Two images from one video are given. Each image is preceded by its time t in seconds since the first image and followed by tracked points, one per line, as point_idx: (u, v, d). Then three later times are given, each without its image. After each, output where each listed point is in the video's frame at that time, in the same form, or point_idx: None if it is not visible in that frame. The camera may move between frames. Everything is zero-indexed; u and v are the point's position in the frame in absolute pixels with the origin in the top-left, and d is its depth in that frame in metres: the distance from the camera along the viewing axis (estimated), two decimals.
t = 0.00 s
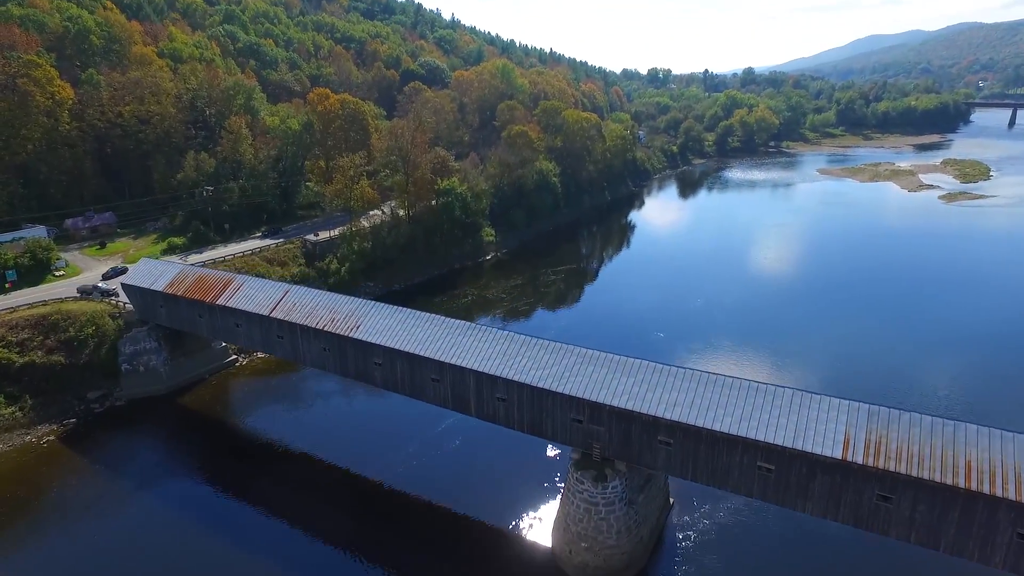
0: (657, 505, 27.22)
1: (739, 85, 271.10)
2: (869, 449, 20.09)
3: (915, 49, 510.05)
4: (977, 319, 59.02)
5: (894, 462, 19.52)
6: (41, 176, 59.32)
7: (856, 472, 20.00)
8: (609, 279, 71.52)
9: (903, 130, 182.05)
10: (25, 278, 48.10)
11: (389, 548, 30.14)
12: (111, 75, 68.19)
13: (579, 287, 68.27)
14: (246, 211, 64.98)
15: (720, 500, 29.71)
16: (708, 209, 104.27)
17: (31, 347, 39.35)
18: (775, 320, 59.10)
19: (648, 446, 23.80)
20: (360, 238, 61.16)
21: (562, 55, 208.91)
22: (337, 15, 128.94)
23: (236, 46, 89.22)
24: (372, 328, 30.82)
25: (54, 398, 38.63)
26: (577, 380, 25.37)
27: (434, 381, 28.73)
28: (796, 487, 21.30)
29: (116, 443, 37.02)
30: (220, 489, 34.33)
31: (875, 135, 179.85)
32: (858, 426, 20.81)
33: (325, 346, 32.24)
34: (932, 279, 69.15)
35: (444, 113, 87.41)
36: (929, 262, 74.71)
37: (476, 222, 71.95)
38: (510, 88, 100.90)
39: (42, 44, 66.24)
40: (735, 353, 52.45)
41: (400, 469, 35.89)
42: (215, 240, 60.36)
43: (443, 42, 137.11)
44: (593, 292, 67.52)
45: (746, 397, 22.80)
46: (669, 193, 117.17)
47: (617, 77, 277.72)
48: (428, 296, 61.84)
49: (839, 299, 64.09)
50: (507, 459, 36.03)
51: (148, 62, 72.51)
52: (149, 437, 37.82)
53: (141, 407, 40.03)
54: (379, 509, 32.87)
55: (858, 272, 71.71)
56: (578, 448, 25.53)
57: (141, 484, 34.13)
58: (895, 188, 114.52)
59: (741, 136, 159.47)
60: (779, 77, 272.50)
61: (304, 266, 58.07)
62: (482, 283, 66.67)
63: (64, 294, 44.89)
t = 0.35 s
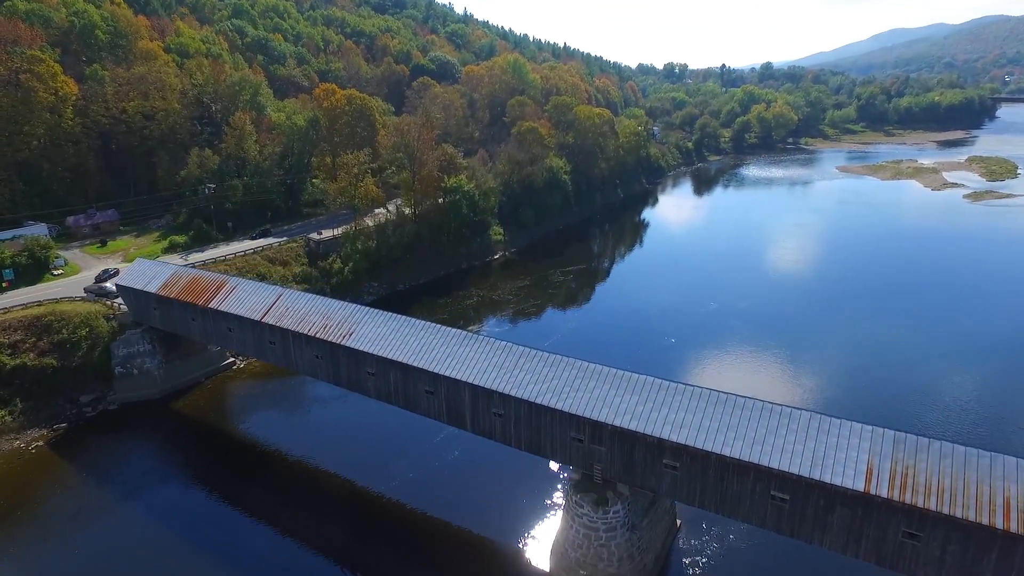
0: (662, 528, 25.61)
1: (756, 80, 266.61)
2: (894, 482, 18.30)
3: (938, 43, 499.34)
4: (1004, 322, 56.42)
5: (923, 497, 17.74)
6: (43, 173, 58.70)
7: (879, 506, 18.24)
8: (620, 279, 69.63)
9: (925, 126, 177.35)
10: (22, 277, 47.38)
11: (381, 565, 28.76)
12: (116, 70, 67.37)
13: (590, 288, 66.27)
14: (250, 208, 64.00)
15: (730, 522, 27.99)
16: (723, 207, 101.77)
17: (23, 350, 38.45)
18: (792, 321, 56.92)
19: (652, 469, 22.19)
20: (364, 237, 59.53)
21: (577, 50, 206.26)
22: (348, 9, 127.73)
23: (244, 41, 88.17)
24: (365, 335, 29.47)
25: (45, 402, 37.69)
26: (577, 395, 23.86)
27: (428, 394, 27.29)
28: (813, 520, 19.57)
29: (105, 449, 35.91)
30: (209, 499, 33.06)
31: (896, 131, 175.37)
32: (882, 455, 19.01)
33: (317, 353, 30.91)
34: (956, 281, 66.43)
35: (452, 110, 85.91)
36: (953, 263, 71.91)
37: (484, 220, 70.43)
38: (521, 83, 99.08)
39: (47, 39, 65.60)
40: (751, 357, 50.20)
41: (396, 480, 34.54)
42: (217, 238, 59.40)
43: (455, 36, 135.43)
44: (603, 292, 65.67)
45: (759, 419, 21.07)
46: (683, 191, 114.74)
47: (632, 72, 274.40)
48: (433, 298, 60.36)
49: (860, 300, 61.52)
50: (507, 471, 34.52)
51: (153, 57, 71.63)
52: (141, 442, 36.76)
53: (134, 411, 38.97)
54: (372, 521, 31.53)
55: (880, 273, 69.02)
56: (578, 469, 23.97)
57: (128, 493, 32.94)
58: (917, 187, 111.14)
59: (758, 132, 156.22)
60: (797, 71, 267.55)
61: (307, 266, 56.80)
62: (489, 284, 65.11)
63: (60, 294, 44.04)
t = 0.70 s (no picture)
0: (673, 556, 23.97)
1: (787, 75, 260.20)
2: (929, 525, 16.46)
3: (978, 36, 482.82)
4: None
5: (962, 544, 15.88)
6: (60, 168, 58.74)
7: (913, 551, 16.42)
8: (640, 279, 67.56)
9: (964, 123, 170.73)
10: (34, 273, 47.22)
11: None
12: (133, 65, 67.23)
13: (608, 289, 64.27)
14: (264, 205, 63.40)
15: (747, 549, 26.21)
16: (749, 205, 98.72)
17: (28, 348, 38.11)
18: (819, 323, 54.35)
19: (661, 497, 20.58)
20: (377, 235, 58.40)
21: (601, 44, 203.27)
22: (370, 3, 126.88)
23: (263, 35, 87.76)
24: (364, 342, 28.26)
25: (50, 401, 37.24)
26: (582, 414, 22.33)
27: (428, 406, 25.99)
28: (836, 561, 17.82)
29: (106, 450, 35.25)
30: (207, 504, 32.09)
31: (933, 128, 169.08)
32: (917, 493, 17.17)
33: (316, 359, 29.79)
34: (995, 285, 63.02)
35: (471, 106, 84.46)
36: (993, 266, 68.36)
37: (500, 218, 68.94)
38: (542, 78, 97.26)
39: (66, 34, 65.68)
40: (775, 361, 47.88)
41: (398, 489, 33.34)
42: (230, 236, 58.98)
43: (477, 30, 133.88)
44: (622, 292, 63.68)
45: (779, 448, 19.29)
46: (708, 188, 111.73)
47: (659, 66, 270.06)
48: (446, 298, 59.08)
49: (893, 304, 58.31)
50: (513, 484, 33.10)
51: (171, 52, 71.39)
52: (143, 443, 36.10)
53: (137, 412, 38.32)
54: (373, 531, 30.35)
55: (913, 275, 65.86)
56: (582, 491, 22.47)
57: (125, 497, 32.13)
58: (954, 186, 106.60)
59: (787, 129, 151.94)
60: (829, 66, 260.44)
61: (319, 264, 55.88)
62: (503, 284, 63.63)
63: (69, 291, 43.72)
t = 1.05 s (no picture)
0: None
1: (844, 69, 249.63)
2: None
3: None
4: None
5: None
6: (104, 161, 60.12)
7: None
8: (679, 281, 65.08)
9: None
10: (74, 264, 48.07)
11: None
12: (178, 59, 68.13)
13: (645, 291, 61.99)
14: (299, 200, 63.57)
15: None
16: (799, 205, 94.39)
17: (62, 340, 38.71)
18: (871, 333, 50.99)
19: (683, 532, 18.90)
20: (410, 232, 57.79)
21: (648, 38, 198.93)
22: None
23: (306, 30, 88.30)
24: (379, 347, 27.31)
25: (80, 393, 37.69)
26: (600, 436, 20.77)
27: (441, 418, 24.85)
28: None
29: (130, 443, 35.34)
30: (223, 504, 31.72)
31: (1003, 126, 159.01)
32: (976, 551, 15.07)
33: (332, 363, 29.02)
34: None
35: (510, 101, 83.16)
36: None
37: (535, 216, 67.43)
38: (584, 73, 95.13)
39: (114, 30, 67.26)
40: (821, 372, 44.97)
41: (414, 495, 32.36)
42: (265, 230, 59.27)
43: (520, 24, 132.33)
44: (659, 294, 61.33)
45: (817, 487, 17.34)
46: (756, 187, 107.52)
47: (708, 61, 263.18)
48: (477, 298, 57.99)
49: (952, 314, 54.30)
50: (533, 497, 31.69)
51: (215, 47, 72.25)
52: (166, 437, 36.11)
53: (163, 406, 38.42)
54: (386, 539, 29.39)
55: (977, 284, 61.38)
56: (599, 519, 20.98)
57: (144, 492, 32.02)
58: None
59: (843, 126, 145.27)
60: (891, 60, 248.46)
61: (350, 260, 55.52)
62: (536, 284, 62.13)
63: (105, 283, 44.29)
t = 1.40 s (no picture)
0: None
1: (922, 63, 235.13)
2: None
3: None
4: None
5: None
6: (161, 153, 61.89)
7: None
8: (730, 286, 62.04)
9: None
10: (126, 254, 49.48)
11: None
12: (233, 54, 69.25)
13: (693, 296, 59.19)
14: (345, 194, 63.91)
15: None
16: (867, 207, 88.85)
17: (108, 328, 39.69)
18: (941, 349, 47.01)
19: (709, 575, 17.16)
20: (451, 230, 57.20)
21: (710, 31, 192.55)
22: None
23: (359, 24, 88.87)
24: (401, 352, 26.45)
25: (122, 381, 38.52)
26: (622, 464, 19.22)
27: (460, 430, 23.79)
28: None
29: (164, 434, 35.70)
30: (247, 499, 31.63)
31: None
32: None
33: (356, 366, 28.40)
34: None
35: (560, 97, 81.36)
36: None
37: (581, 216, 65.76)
38: (639, 67, 92.36)
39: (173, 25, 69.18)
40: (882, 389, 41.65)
41: (438, 503, 31.42)
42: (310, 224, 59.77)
43: (576, 18, 129.94)
44: (709, 299, 58.56)
45: (864, 540, 15.32)
46: (819, 188, 102.09)
47: (774, 55, 252.93)
48: (518, 299, 56.74)
49: None
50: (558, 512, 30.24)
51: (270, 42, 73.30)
52: (199, 428, 36.47)
53: (199, 397, 38.83)
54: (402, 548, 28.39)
55: None
56: (619, 551, 19.49)
57: (173, 483, 32.30)
58: None
59: (918, 124, 136.50)
60: (975, 53, 232.41)
61: (391, 257, 55.20)
62: (579, 286, 60.35)
63: (151, 274, 45.31)
